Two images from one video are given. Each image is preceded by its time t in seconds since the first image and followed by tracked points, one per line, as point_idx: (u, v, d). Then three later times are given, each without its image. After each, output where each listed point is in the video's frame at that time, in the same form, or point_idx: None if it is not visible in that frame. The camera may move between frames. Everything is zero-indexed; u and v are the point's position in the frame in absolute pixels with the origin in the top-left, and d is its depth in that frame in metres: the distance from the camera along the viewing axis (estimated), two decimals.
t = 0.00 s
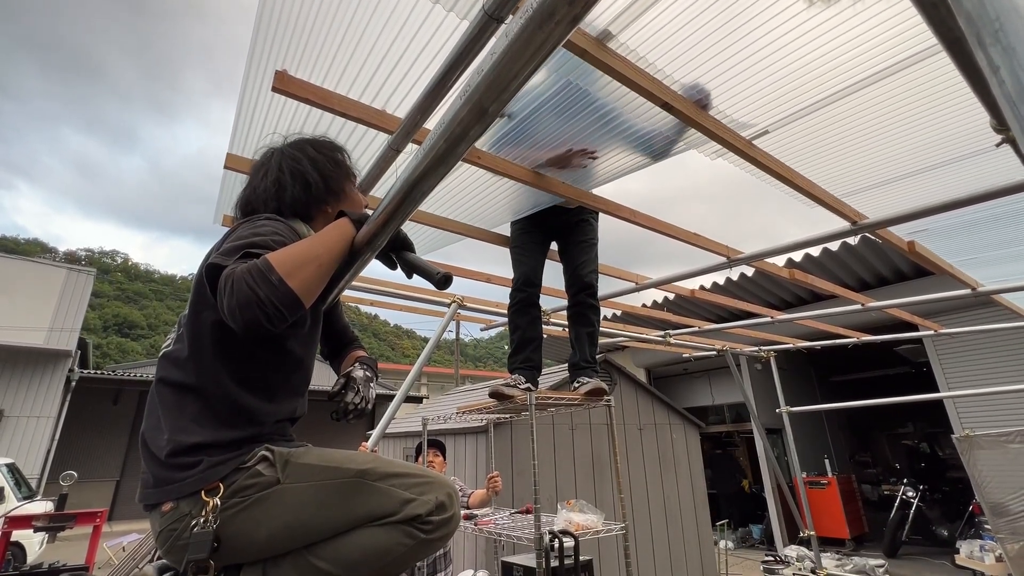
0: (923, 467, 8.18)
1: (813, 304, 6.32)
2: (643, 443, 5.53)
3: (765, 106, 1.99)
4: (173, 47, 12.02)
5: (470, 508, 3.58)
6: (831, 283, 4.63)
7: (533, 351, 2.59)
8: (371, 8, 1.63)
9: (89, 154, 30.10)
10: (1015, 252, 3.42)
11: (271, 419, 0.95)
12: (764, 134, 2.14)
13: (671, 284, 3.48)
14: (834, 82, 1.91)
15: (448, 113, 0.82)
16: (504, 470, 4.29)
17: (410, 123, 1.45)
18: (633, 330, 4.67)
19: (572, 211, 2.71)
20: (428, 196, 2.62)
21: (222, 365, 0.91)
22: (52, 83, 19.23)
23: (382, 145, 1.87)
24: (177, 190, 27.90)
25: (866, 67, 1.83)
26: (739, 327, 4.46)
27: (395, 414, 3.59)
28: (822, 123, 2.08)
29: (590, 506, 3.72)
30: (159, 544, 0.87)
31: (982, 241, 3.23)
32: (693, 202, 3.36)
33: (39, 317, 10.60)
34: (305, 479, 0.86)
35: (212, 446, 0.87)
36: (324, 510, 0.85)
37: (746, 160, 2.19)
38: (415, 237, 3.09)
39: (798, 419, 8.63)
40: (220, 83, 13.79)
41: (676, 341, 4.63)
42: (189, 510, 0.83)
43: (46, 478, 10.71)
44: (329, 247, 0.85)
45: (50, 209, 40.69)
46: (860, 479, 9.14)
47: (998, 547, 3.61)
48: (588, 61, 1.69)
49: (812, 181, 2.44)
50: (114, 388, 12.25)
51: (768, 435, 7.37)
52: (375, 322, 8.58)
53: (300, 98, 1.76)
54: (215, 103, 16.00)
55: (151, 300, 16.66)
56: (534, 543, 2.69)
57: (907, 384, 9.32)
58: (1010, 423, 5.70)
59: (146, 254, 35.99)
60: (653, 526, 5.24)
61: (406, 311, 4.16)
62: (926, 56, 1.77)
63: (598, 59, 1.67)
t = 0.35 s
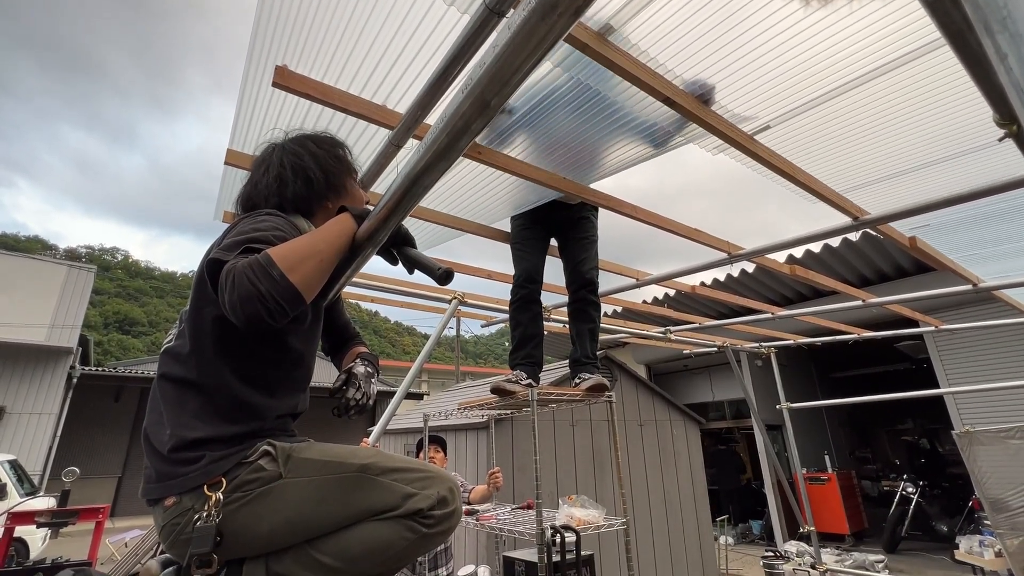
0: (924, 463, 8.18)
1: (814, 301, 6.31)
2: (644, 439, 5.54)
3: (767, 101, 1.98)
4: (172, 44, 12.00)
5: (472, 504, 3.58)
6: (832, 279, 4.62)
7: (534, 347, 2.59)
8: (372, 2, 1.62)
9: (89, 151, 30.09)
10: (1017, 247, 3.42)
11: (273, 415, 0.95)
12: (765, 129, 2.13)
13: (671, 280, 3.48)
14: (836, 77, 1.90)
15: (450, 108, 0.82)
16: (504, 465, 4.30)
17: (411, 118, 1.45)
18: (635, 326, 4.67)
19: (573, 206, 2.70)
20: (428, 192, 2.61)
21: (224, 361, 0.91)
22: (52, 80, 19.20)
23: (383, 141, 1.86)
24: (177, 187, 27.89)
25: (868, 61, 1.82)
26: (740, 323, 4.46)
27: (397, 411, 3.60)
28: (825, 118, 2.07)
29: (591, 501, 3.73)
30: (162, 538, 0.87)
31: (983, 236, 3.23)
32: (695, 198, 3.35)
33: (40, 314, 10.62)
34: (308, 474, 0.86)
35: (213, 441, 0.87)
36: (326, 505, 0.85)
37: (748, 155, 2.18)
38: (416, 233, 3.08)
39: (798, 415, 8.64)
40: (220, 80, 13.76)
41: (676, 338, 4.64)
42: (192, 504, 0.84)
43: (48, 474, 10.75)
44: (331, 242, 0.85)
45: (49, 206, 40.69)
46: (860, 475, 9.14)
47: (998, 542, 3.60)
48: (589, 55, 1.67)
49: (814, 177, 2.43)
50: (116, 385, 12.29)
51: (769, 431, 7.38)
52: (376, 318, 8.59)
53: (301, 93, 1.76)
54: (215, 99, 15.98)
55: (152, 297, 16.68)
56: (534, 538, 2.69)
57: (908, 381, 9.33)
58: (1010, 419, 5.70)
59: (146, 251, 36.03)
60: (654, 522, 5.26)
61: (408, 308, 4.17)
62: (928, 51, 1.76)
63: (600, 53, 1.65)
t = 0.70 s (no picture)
0: (926, 462, 8.16)
1: (816, 299, 6.31)
2: (645, 437, 5.54)
3: (769, 99, 1.98)
4: (173, 43, 12.00)
5: (474, 502, 3.60)
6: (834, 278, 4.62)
7: (535, 346, 2.59)
8: (374, 2, 1.63)
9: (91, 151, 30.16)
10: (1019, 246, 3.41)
11: (275, 414, 0.96)
12: (767, 128, 2.13)
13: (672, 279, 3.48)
14: (839, 76, 1.90)
15: (451, 109, 0.82)
16: (506, 464, 4.31)
17: (413, 118, 1.45)
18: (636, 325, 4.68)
19: (574, 206, 2.70)
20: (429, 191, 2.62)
21: (227, 360, 0.92)
22: (54, 80, 19.23)
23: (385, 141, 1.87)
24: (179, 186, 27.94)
25: (870, 60, 1.81)
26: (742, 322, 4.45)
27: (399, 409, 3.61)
28: (827, 116, 2.07)
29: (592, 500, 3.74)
30: (166, 536, 0.88)
31: (985, 234, 3.22)
32: (696, 197, 3.35)
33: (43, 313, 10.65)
34: (311, 473, 0.87)
35: (217, 440, 0.88)
36: (329, 504, 0.86)
37: (750, 154, 2.18)
38: (418, 232, 3.09)
39: (800, 414, 8.64)
40: (221, 79, 13.76)
41: (678, 336, 4.64)
42: (196, 503, 0.84)
43: (51, 473, 10.79)
44: (333, 243, 0.86)
45: (52, 205, 40.77)
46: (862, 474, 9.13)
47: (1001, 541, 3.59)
48: (590, 55, 1.68)
49: (816, 176, 2.42)
50: (118, 384, 12.33)
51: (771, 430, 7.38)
52: (377, 317, 8.61)
53: (304, 93, 1.76)
54: (217, 99, 15.99)
55: (154, 296, 16.73)
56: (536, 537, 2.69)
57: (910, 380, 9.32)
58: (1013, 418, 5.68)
59: (149, 250, 36.13)
60: (655, 520, 5.27)
61: (409, 307, 4.18)
62: (930, 49, 1.75)
63: (601, 52, 1.65)
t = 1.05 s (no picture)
0: (928, 460, 8.14)
1: (818, 297, 6.30)
2: (647, 435, 5.54)
3: (770, 96, 1.97)
4: (175, 41, 11.99)
5: (475, 500, 3.60)
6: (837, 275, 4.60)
7: (537, 344, 2.59)
8: None
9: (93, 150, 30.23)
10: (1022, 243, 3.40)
11: (276, 412, 0.96)
12: (769, 125, 2.12)
13: (674, 277, 3.48)
14: (840, 73, 1.89)
15: (451, 105, 0.82)
16: (507, 462, 4.32)
17: (413, 116, 1.45)
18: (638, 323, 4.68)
19: (575, 203, 2.70)
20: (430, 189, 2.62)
21: (227, 358, 0.92)
22: (56, 79, 19.24)
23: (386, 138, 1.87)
24: (180, 185, 27.98)
25: (872, 57, 1.81)
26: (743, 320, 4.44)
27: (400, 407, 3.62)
28: (828, 113, 2.07)
29: (593, 498, 3.74)
30: (168, 534, 0.88)
31: (989, 232, 3.20)
32: (698, 194, 3.35)
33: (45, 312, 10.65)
34: (311, 471, 0.87)
35: (217, 437, 0.88)
36: (330, 503, 0.86)
37: (751, 151, 2.18)
38: (419, 230, 3.09)
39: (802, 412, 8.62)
40: (222, 78, 13.75)
41: (680, 334, 4.64)
42: (197, 501, 0.84)
43: (54, 471, 10.83)
44: (333, 240, 0.86)
45: (54, 205, 40.77)
46: (864, 472, 9.12)
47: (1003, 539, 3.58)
48: (590, 52, 1.67)
49: (818, 173, 2.42)
50: (121, 383, 12.36)
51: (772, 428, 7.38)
52: (379, 316, 8.62)
53: (304, 91, 1.76)
54: (218, 97, 15.99)
55: (156, 295, 16.76)
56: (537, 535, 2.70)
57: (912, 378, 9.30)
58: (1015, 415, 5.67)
59: (150, 250, 36.26)
60: (657, 518, 5.27)
61: (410, 305, 4.18)
62: (932, 46, 1.75)
63: (602, 49, 1.65)
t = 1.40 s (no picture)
0: (931, 462, 8.11)
1: (820, 298, 6.28)
2: (649, 437, 5.53)
3: (772, 97, 1.97)
4: (178, 44, 12.04)
5: (477, 502, 3.60)
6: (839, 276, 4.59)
7: (538, 346, 2.59)
8: (374, 3, 1.63)
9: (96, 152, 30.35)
10: None
11: (279, 414, 0.96)
12: (770, 126, 2.12)
13: (676, 279, 3.48)
14: (842, 74, 1.89)
15: (452, 109, 0.82)
16: (509, 463, 4.32)
17: (414, 119, 1.46)
18: (640, 324, 4.68)
19: (576, 205, 2.70)
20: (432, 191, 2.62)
21: (230, 360, 0.92)
22: (59, 81, 19.32)
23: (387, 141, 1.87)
24: (182, 187, 28.07)
25: (874, 57, 1.80)
26: (744, 321, 4.43)
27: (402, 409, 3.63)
28: (830, 114, 2.06)
29: (595, 499, 3.74)
30: (172, 535, 0.88)
31: (991, 232, 3.20)
32: (699, 195, 3.34)
33: (48, 314, 10.69)
34: (314, 473, 0.88)
35: (221, 439, 0.88)
36: (334, 505, 0.86)
37: (752, 153, 2.17)
38: (421, 232, 3.10)
39: (804, 413, 8.61)
40: (225, 80, 13.79)
41: (681, 335, 4.64)
42: (201, 503, 0.85)
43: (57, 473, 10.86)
44: (336, 243, 0.86)
45: (57, 206, 40.91)
46: (867, 473, 9.10)
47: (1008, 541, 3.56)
48: (591, 55, 1.68)
49: (819, 175, 2.41)
50: (124, 384, 12.39)
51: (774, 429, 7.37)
52: (381, 317, 8.62)
53: (306, 94, 1.77)
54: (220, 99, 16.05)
55: (158, 297, 16.81)
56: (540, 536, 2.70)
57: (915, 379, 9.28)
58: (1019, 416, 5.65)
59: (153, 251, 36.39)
60: (658, 519, 5.26)
61: (412, 307, 4.18)
62: (934, 47, 1.74)
63: (604, 52, 1.65)
